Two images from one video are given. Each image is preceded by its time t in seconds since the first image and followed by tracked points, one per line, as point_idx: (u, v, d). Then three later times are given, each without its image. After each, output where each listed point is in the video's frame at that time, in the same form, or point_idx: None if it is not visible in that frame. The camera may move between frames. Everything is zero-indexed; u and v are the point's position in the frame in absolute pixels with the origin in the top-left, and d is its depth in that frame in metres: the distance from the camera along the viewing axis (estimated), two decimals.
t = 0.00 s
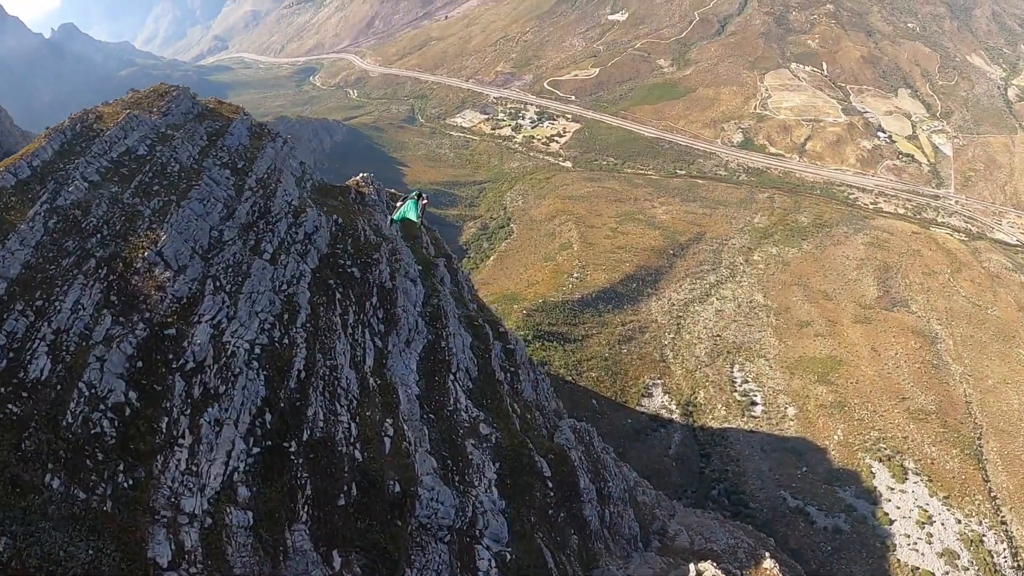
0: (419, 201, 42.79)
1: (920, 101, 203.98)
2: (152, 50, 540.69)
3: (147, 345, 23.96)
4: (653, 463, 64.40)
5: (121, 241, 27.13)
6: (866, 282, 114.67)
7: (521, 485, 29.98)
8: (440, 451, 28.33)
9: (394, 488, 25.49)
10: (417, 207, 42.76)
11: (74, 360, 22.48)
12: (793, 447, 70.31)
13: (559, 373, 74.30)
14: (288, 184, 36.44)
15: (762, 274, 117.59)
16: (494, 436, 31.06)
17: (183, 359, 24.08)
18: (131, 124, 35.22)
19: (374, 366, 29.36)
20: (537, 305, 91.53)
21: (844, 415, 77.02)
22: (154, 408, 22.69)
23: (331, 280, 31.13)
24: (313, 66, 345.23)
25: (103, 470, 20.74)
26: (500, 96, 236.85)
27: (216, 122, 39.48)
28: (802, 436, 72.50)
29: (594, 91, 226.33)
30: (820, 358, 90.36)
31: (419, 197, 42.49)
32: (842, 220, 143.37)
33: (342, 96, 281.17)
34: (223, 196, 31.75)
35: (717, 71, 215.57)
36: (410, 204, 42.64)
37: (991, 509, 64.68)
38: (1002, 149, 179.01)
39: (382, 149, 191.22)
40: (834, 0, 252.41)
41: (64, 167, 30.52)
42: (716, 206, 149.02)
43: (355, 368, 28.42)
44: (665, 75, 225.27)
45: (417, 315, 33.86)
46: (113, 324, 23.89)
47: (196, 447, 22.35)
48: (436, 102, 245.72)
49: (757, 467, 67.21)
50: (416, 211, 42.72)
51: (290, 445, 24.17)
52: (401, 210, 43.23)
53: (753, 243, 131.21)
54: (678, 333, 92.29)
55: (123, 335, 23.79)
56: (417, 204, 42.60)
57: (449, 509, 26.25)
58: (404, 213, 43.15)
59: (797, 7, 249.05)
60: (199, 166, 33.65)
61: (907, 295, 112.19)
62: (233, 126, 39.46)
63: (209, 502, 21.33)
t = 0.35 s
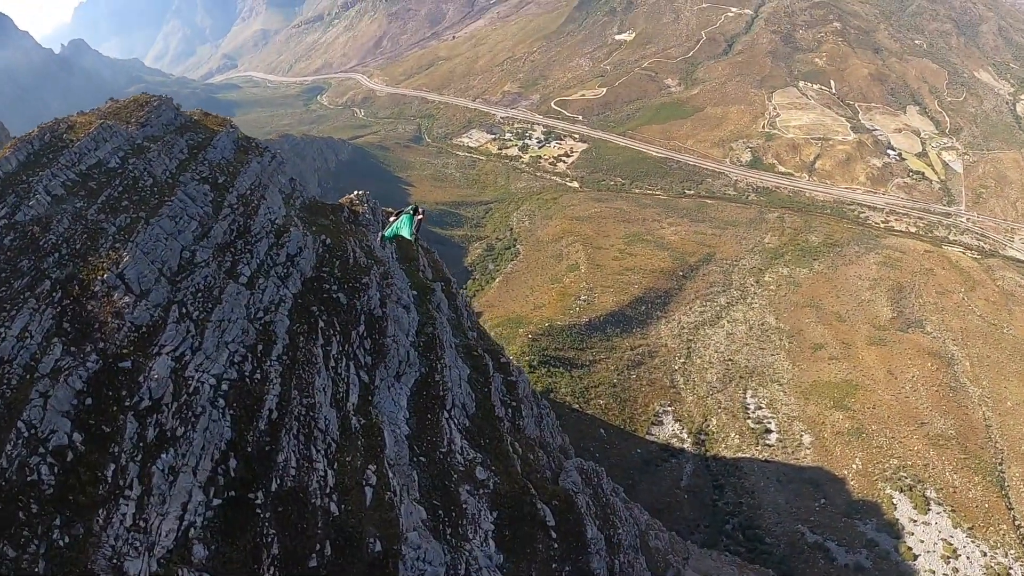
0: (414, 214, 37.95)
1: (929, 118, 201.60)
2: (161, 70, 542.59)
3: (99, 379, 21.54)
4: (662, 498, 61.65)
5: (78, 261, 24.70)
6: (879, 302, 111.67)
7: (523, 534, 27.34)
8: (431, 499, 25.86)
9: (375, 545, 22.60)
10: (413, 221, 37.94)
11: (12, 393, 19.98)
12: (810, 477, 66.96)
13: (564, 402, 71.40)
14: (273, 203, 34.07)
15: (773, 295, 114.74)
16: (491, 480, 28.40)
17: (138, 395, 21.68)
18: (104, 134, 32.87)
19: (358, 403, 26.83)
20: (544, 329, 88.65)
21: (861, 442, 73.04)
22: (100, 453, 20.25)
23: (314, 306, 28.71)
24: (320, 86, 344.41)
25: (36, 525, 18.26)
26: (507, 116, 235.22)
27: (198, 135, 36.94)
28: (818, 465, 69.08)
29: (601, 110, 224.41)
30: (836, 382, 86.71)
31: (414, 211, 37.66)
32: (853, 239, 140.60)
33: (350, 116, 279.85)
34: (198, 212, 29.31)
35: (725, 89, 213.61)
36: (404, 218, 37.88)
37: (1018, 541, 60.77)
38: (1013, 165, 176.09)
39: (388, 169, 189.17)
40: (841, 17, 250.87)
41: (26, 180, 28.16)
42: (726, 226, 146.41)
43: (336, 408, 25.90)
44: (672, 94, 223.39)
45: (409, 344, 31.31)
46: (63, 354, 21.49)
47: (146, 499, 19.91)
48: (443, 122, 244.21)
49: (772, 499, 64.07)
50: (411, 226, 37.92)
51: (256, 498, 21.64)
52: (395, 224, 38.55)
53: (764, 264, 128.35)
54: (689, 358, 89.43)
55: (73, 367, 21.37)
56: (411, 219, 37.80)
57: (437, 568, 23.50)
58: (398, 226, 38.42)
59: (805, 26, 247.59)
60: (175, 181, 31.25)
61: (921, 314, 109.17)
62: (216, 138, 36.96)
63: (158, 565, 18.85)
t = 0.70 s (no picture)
0: (414, 231, 32.40)
1: (943, 126, 198.51)
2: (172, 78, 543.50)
3: (45, 410, 20.55)
4: (674, 521, 58.71)
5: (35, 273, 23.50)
6: (896, 315, 108.37)
7: None
8: (420, 544, 24.24)
9: None
10: (411, 243, 32.34)
11: None
12: (828, 499, 63.64)
13: (573, 420, 68.62)
14: (259, 213, 32.18)
15: (788, 308, 111.75)
16: (491, 522, 26.26)
17: (89, 429, 20.69)
18: (74, 137, 30.52)
19: (342, 432, 26.08)
20: (552, 343, 85.94)
21: (881, 463, 68.96)
22: (39, 495, 19.15)
23: (294, 325, 28.09)
24: (330, 94, 342.81)
25: None
26: (517, 125, 232.93)
27: (181, 137, 34.59)
28: (836, 487, 65.61)
29: (611, 119, 221.82)
30: (853, 400, 82.62)
31: (414, 226, 32.14)
32: (867, 249, 137.56)
33: (360, 124, 278.10)
34: (171, 221, 28.23)
35: (737, 98, 210.97)
36: (403, 237, 32.18)
37: None
38: None
39: (396, 178, 186.74)
40: (852, 25, 248.21)
41: None
42: (738, 236, 143.56)
43: (314, 441, 25.03)
44: (683, 103, 220.79)
45: (401, 366, 30.33)
46: (8, 381, 20.54)
47: (89, 545, 18.78)
48: (452, 131, 242.01)
49: (789, 523, 60.96)
50: (411, 248, 32.17)
51: (214, 545, 20.02)
52: (391, 245, 32.78)
53: (777, 275, 125.36)
54: (702, 373, 86.52)
55: (18, 398, 20.36)
56: (410, 239, 32.15)
57: None
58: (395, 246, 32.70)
59: (817, 34, 244.95)
60: (149, 186, 29.38)
61: (939, 326, 105.94)
62: (200, 141, 34.60)
63: None
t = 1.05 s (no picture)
0: (417, 259, 27.70)
1: (957, 132, 195.43)
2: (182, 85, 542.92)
3: None
4: (686, 545, 55.90)
5: None
6: (912, 324, 105.32)
7: None
8: None
9: None
10: (415, 272, 27.64)
11: None
12: (848, 521, 60.63)
13: (583, 437, 66.02)
14: (239, 222, 31.66)
15: (802, 317, 108.89)
16: (485, 567, 25.40)
17: (28, 468, 19.24)
18: (40, 140, 28.69)
19: (320, 465, 25.68)
20: (561, 355, 83.36)
21: (900, 482, 65.61)
22: None
23: (269, 346, 27.81)
24: (339, 101, 341.35)
25: None
26: (527, 132, 230.65)
27: (158, 141, 32.85)
28: (856, 508, 62.48)
29: (621, 126, 219.38)
30: (871, 413, 79.28)
31: (417, 252, 27.54)
32: (882, 257, 134.59)
33: (369, 130, 276.26)
34: (138, 230, 27.36)
35: (749, 104, 208.32)
36: (404, 265, 27.48)
37: None
38: None
39: (405, 185, 184.28)
40: (864, 30, 245.40)
41: None
42: (751, 244, 140.71)
43: (287, 480, 24.50)
44: (694, 109, 218.14)
45: (390, 391, 30.01)
46: None
47: None
48: (461, 138, 239.87)
49: (808, 546, 58.06)
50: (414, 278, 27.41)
51: None
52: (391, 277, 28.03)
53: (791, 284, 122.51)
54: (716, 386, 83.84)
55: None
56: (413, 267, 27.45)
57: None
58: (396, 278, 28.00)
59: (828, 40, 242.24)
60: (118, 190, 28.48)
61: (957, 336, 102.84)
62: (180, 144, 33.10)
63: None
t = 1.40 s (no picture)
0: (420, 291, 26.23)
1: (970, 136, 192.41)
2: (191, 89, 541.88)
3: None
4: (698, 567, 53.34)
5: None
6: (929, 333, 102.38)
7: None
8: None
9: None
10: (419, 305, 26.20)
11: None
12: (866, 542, 57.84)
13: (590, 454, 63.59)
14: (214, 229, 30.65)
15: (816, 326, 106.17)
16: None
17: None
18: None
19: (288, 504, 23.91)
20: (568, 366, 80.79)
21: (920, 499, 62.51)
22: None
23: (237, 367, 26.49)
24: (347, 105, 339.74)
25: None
26: (535, 137, 228.37)
27: (132, 141, 31.69)
28: (875, 528, 59.50)
29: (630, 131, 217.00)
30: (888, 426, 76.42)
31: (420, 284, 26.03)
32: (896, 264, 131.72)
33: (377, 135, 274.37)
34: (97, 238, 26.32)
35: (760, 108, 205.75)
36: (408, 299, 26.03)
37: None
38: None
39: (411, 190, 182.01)
40: (876, 34, 242.42)
41: None
42: (762, 251, 137.95)
43: (247, 522, 22.63)
44: (704, 114, 215.53)
45: (373, 419, 28.82)
46: None
47: None
48: (470, 142, 237.65)
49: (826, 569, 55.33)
50: (419, 313, 25.99)
51: None
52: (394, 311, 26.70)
53: (804, 292, 119.71)
54: (729, 397, 81.33)
55: None
56: (417, 301, 25.98)
57: None
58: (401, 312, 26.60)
59: (840, 43, 239.33)
60: (81, 194, 27.48)
61: (974, 345, 99.89)
62: (155, 143, 32.00)
63: None
